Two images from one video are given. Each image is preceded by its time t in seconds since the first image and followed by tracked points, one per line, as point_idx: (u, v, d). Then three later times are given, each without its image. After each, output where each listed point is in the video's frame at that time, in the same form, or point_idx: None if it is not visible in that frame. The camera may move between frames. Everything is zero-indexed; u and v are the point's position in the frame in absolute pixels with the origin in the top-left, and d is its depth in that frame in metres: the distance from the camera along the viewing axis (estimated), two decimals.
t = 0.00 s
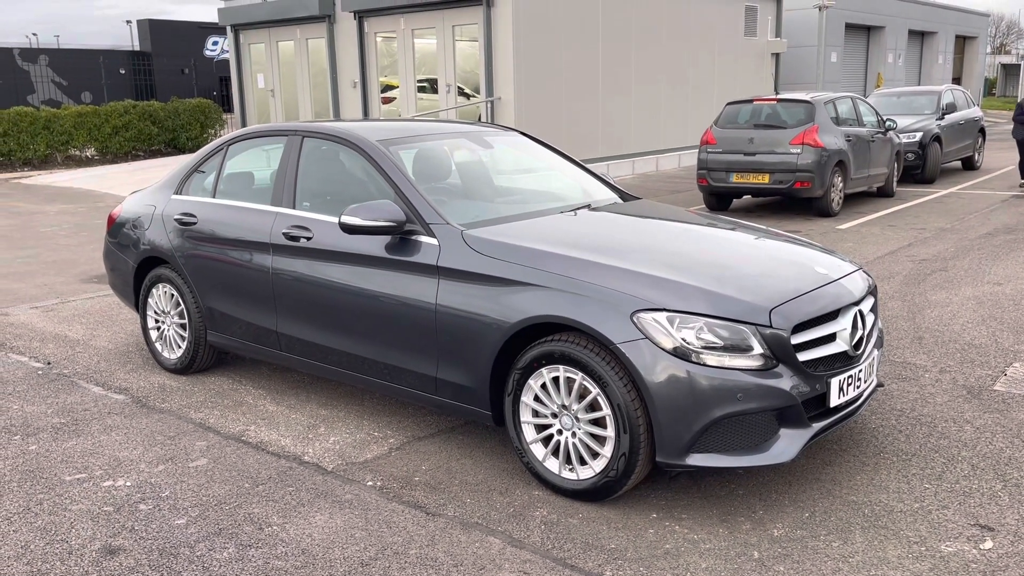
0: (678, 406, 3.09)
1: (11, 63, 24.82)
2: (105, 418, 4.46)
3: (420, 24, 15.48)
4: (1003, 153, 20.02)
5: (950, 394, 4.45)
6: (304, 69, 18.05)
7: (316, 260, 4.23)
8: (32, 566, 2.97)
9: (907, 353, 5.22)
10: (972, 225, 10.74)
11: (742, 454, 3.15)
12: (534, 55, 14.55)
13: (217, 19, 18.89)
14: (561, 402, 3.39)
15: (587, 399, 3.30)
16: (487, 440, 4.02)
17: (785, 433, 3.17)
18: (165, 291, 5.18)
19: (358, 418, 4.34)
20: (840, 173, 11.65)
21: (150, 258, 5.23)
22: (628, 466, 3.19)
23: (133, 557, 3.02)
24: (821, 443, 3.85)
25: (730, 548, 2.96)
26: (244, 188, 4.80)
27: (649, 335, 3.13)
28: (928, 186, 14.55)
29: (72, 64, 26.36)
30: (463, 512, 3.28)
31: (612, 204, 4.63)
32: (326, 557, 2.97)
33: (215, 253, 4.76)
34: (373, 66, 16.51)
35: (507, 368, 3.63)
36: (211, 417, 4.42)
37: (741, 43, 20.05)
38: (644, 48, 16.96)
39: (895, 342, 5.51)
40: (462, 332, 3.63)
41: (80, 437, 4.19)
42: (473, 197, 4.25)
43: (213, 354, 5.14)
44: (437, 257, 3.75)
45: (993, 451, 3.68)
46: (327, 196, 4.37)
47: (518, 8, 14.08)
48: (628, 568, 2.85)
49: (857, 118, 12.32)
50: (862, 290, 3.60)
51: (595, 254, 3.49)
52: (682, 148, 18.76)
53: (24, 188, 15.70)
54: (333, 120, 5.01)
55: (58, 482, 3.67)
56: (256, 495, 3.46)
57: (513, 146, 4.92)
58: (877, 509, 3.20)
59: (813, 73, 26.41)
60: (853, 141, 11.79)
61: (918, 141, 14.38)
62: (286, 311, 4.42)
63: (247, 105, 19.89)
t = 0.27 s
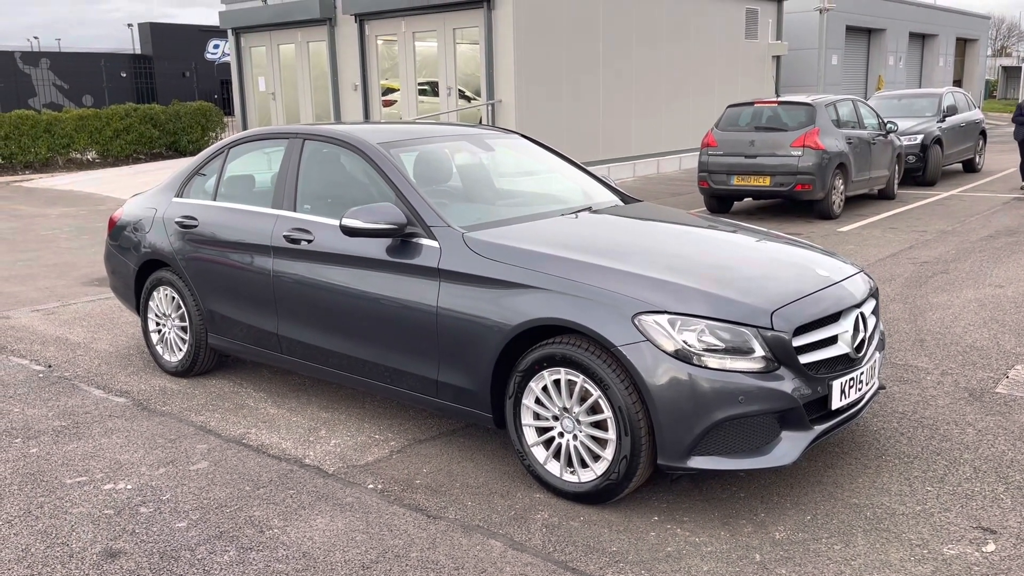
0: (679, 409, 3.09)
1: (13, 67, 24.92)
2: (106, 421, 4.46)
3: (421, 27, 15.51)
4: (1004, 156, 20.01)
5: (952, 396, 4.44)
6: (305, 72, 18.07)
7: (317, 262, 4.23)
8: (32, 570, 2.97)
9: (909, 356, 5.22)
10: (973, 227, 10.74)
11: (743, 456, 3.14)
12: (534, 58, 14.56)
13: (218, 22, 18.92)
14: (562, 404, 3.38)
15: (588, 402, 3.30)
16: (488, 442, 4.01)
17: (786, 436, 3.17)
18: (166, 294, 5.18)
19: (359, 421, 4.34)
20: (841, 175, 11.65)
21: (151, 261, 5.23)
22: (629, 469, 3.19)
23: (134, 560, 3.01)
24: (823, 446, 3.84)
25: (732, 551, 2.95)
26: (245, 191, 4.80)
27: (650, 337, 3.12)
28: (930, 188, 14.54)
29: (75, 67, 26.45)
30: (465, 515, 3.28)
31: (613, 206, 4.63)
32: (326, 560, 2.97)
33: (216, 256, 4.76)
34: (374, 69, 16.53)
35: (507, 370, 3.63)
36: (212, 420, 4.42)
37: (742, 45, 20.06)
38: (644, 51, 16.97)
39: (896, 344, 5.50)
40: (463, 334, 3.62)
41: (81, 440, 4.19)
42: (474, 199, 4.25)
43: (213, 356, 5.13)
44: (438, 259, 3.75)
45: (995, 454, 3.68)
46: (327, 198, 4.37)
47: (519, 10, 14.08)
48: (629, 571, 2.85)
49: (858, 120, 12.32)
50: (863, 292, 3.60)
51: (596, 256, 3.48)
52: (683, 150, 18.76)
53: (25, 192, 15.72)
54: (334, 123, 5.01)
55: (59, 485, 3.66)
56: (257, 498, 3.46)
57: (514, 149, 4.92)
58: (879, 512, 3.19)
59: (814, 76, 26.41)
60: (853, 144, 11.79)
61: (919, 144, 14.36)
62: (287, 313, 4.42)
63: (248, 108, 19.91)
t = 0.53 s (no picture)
0: (679, 411, 3.09)
1: (14, 69, 24.72)
2: (106, 424, 4.46)
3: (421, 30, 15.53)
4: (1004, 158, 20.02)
5: (952, 399, 4.44)
6: (305, 75, 18.08)
7: (317, 265, 4.23)
8: (32, 573, 2.96)
9: (909, 358, 5.22)
10: (972, 230, 10.74)
11: (743, 459, 3.14)
12: (534, 60, 14.57)
13: (219, 25, 18.94)
14: (562, 407, 3.38)
15: (588, 404, 3.30)
16: (488, 445, 4.01)
17: (786, 438, 3.17)
18: (166, 296, 5.18)
19: (359, 423, 4.34)
20: (841, 178, 11.65)
21: (151, 264, 5.23)
22: (629, 471, 3.19)
23: (134, 563, 3.01)
24: (823, 449, 3.84)
25: (732, 554, 2.95)
26: (245, 194, 4.80)
27: (650, 340, 3.12)
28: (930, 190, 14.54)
29: (75, 70, 26.42)
30: (464, 518, 3.28)
31: (613, 209, 4.63)
32: (326, 562, 2.97)
33: (216, 259, 4.76)
34: (374, 72, 16.55)
35: (507, 373, 3.63)
36: (212, 423, 4.42)
37: (741, 48, 20.07)
38: (644, 54, 16.99)
39: (896, 347, 5.50)
40: (463, 337, 3.62)
41: (81, 443, 4.19)
42: (474, 201, 4.25)
43: (214, 359, 5.13)
44: (438, 262, 3.75)
45: (995, 456, 3.68)
46: (327, 201, 4.38)
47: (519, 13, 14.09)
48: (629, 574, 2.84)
49: (858, 122, 12.33)
50: (863, 295, 3.60)
51: (596, 259, 3.49)
52: (683, 153, 18.77)
53: (26, 194, 15.72)
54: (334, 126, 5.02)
55: (59, 488, 3.67)
56: (257, 501, 3.46)
57: (514, 152, 4.92)
58: (879, 515, 3.19)
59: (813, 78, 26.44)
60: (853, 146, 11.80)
61: (919, 146, 14.33)
62: (287, 316, 4.42)
63: (248, 110, 19.92)
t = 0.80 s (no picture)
0: (679, 412, 3.09)
1: (13, 71, 24.87)
2: (106, 425, 4.46)
3: (421, 31, 15.55)
4: (1004, 159, 20.04)
5: (952, 399, 4.44)
6: (305, 76, 18.09)
7: (317, 266, 4.23)
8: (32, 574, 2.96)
9: (909, 359, 5.22)
10: (972, 231, 10.74)
11: (744, 460, 3.14)
12: (534, 62, 14.58)
13: (218, 26, 18.96)
14: (563, 408, 3.38)
15: (588, 405, 3.29)
16: (488, 446, 4.01)
17: (786, 439, 3.17)
18: (166, 298, 5.18)
19: (359, 424, 4.33)
20: (841, 179, 11.66)
21: (151, 265, 5.23)
22: (630, 473, 3.19)
23: (134, 564, 3.01)
24: (823, 449, 3.84)
25: (733, 555, 2.95)
26: (245, 195, 4.80)
27: (650, 341, 3.12)
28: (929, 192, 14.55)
29: (75, 72, 26.40)
30: (465, 519, 3.27)
31: (613, 210, 4.64)
32: (327, 563, 2.97)
33: (216, 260, 4.76)
34: (374, 74, 16.56)
35: (507, 374, 3.62)
36: (212, 424, 4.42)
37: (741, 49, 20.08)
38: (644, 55, 17.00)
39: (896, 348, 5.50)
40: (463, 338, 3.62)
41: (81, 444, 4.19)
42: (474, 202, 4.25)
43: (214, 360, 5.13)
44: (438, 263, 3.75)
45: (996, 457, 3.68)
46: (328, 201, 4.37)
47: (519, 14, 14.10)
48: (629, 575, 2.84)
49: (857, 124, 12.33)
50: (864, 295, 3.60)
51: (597, 259, 3.49)
52: (682, 154, 18.77)
53: (25, 196, 15.72)
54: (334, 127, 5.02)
55: (59, 489, 3.66)
56: (257, 502, 3.45)
57: (514, 152, 4.92)
58: (880, 515, 3.18)
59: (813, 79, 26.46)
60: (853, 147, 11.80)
61: (919, 147, 14.35)
62: (287, 317, 4.42)
63: (248, 112, 19.93)
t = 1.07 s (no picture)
0: (680, 414, 3.09)
1: (13, 73, 24.88)
2: (107, 427, 4.46)
3: (421, 33, 15.56)
4: (1004, 160, 20.04)
5: (953, 400, 4.44)
6: (306, 78, 18.10)
7: (318, 268, 4.23)
8: None
9: (910, 360, 5.23)
10: (973, 232, 10.74)
11: (745, 461, 3.14)
12: (534, 63, 14.58)
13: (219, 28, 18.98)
14: (563, 409, 3.38)
15: (589, 406, 3.29)
16: (489, 447, 4.01)
17: (787, 440, 3.17)
18: (167, 299, 5.18)
19: (360, 427, 4.33)
20: (842, 180, 11.67)
21: (152, 267, 5.23)
22: (630, 475, 3.18)
23: (135, 566, 3.01)
24: (824, 451, 3.84)
25: (734, 557, 2.95)
26: (246, 197, 4.80)
27: (651, 342, 3.12)
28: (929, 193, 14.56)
29: (76, 74, 26.41)
30: (466, 521, 3.27)
31: (613, 211, 4.64)
32: (328, 565, 2.97)
33: (216, 262, 4.76)
34: (374, 75, 16.57)
35: (508, 376, 3.62)
36: (212, 426, 4.42)
37: (741, 51, 20.09)
38: (644, 56, 17.00)
39: (896, 349, 5.51)
40: (464, 340, 3.62)
41: (81, 446, 4.19)
42: (475, 204, 4.25)
43: (215, 362, 5.13)
44: (438, 265, 3.75)
45: (997, 458, 3.68)
46: (329, 203, 4.37)
47: (519, 15, 14.11)
48: None
49: (858, 125, 12.34)
50: (864, 297, 3.60)
51: (597, 261, 3.49)
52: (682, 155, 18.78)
53: (26, 197, 15.74)
54: (335, 129, 5.02)
55: (59, 491, 3.66)
56: (258, 504, 3.45)
57: (515, 154, 4.93)
58: (881, 517, 3.18)
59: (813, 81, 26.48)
60: (853, 149, 11.81)
61: (919, 149, 14.37)
62: (288, 319, 4.42)
63: (248, 114, 19.94)
